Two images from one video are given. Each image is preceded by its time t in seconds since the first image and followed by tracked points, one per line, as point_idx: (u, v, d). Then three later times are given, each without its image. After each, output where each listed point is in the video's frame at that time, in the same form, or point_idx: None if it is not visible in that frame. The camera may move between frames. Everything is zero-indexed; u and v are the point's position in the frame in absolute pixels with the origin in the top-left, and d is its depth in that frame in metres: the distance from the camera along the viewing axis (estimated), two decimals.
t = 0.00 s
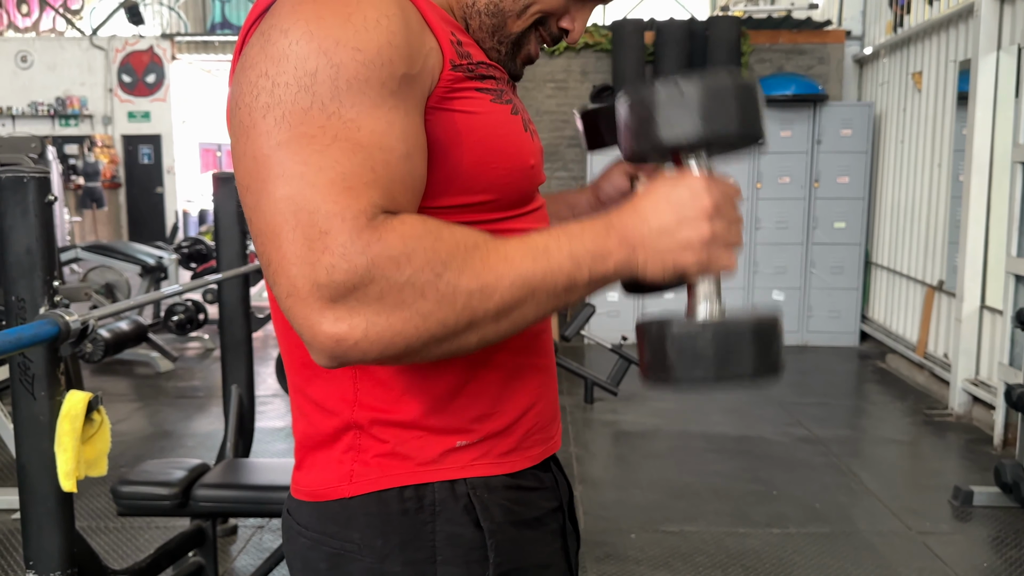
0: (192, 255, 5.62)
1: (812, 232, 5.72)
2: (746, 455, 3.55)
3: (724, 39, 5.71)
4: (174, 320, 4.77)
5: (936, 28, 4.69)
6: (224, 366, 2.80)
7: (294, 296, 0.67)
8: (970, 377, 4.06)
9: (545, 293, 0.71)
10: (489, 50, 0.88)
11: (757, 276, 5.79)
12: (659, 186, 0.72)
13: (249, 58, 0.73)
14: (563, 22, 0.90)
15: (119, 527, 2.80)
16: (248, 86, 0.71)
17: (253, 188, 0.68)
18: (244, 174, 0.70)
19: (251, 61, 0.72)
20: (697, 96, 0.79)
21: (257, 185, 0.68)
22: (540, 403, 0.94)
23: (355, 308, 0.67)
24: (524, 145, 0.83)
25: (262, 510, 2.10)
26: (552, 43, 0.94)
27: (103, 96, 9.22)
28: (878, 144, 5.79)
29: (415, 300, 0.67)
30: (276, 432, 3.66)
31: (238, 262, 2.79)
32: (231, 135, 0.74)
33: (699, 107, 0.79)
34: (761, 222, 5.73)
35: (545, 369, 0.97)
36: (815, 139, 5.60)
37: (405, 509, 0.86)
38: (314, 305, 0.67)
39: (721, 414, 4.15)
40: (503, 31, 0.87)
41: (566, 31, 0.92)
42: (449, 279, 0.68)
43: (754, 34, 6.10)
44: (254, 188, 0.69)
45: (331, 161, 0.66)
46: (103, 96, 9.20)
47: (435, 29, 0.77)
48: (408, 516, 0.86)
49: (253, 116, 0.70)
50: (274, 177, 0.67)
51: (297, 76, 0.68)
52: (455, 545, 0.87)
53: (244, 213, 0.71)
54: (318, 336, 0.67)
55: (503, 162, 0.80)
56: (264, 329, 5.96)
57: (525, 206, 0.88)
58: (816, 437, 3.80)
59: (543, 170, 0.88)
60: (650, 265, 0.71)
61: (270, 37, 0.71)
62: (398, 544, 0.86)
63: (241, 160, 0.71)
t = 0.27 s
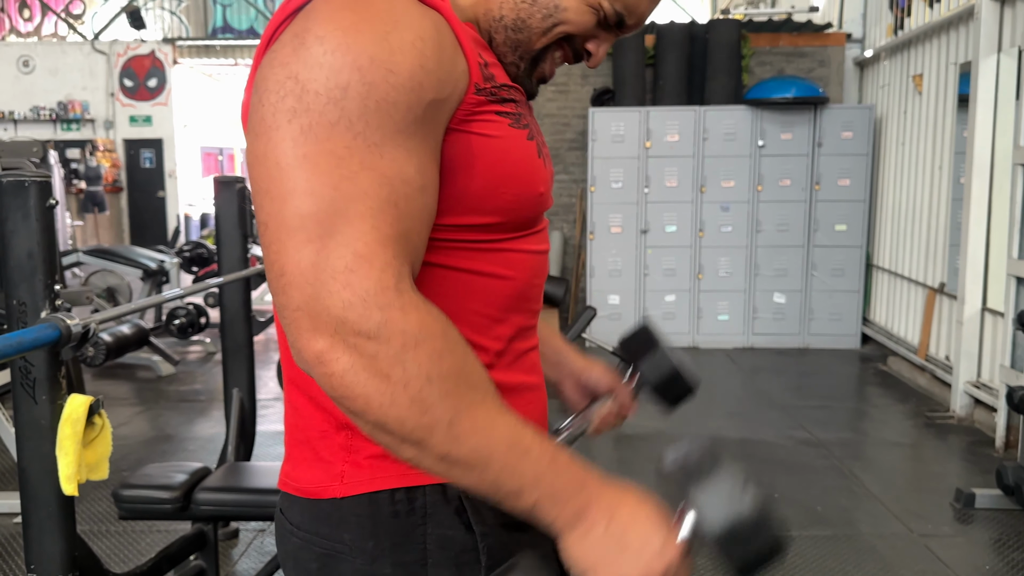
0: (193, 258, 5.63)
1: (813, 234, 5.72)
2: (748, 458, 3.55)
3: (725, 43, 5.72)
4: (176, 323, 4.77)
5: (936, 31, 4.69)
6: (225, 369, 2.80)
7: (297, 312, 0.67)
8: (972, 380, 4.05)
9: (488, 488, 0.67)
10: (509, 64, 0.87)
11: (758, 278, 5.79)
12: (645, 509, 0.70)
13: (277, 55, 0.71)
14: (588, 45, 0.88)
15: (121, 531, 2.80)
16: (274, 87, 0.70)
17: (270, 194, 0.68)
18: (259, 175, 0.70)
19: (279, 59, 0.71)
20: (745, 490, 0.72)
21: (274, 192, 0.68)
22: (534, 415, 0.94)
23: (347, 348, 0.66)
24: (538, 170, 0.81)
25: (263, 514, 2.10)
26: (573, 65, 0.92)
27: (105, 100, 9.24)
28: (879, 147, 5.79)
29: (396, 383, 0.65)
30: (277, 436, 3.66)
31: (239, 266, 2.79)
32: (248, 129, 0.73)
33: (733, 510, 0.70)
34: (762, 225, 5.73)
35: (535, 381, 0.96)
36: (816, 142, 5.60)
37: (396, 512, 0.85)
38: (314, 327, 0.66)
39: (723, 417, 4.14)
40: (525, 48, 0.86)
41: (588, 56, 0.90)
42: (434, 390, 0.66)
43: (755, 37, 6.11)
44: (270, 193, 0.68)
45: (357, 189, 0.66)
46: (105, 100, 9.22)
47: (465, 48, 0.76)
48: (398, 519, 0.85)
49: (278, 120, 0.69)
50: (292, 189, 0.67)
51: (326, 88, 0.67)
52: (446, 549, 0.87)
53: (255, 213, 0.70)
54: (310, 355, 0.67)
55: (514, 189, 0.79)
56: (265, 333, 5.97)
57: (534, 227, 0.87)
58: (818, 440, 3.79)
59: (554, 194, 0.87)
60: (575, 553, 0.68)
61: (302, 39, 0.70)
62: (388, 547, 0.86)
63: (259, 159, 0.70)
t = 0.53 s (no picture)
0: (195, 262, 5.63)
1: (815, 239, 5.72)
2: (750, 463, 3.54)
3: (725, 47, 5.73)
4: (177, 328, 4.77)
5: (937, 36, 4.70)
6: (226, 374, 2.80)
7: (287, 322, 0.67)
8: (973, 384, 4.05)
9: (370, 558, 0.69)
10: (543, 88, 0.85)
11: (759, 282, 5.79)
12: None
13: (314, 63, 0.69)
14: (623, 73, 0.87)
15: (122, 535, 2.79)
16: (306, 95, 0.68)
17: (283, 201, 0.67)
18: (277, 181, 0.69)
19: (315, 67, 0.69)
20: None
21: (288, 200, 0.67)
22: (547, 438, 0.93)
23: (321, 371, 0.66)
24: (559, 201, 0.79)
25: (264, 518, 2.09)
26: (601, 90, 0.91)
27: (107, 105, 9.26)
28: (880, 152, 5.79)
29: (347, 426, 0.66)
30: (278, 440, 3.65)
31: (240, 270, 2.79)
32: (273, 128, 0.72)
33: None
34: (763, 229, 5.73)
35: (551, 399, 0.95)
36: (817, 146, 5.60)
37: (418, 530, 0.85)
38: (299, 341, 0.67)
39: (725, 421, 4.14)
40: (561, 74, 0.84)
41: (621, 82, 0.89)
42: (376, 450, 0.67)
43: (755, 42, 6.14)
44: (284, 200, 0.67)
45: (371, 218, 0.66)
46: (107, 105, 9.25)
47: (504, 79, 0.74)
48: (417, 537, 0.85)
49: (302, 130, 0.67)
50: (305, 203, 0.66)
51: (357, 105, 0.66)
52: (464, 567, 0.87)
53: (266, 216, 0.69)
54: (286, 360, 0.68)
55: (536, 218, 0.77)
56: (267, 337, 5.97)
57: (554, 255, 0.85)
58: (820, 444, 3.79)
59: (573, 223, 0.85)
60: None
61: (339, 52, 0.68)
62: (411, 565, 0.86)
63: (278, 163, 0.68)
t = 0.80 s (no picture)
0: (197, 267, 5.64)
1: (816, 244, 5.72)
2: (752, 468, 3.53)
3: (727, 53, 5.75)
4: (179, 332, 4.78)
5: (938, 41, 4.71)
6: (228, 378, 2.80)
7: (307, 335, 0.65)
8: (975, 389, 4.04)
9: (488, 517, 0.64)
10: (504, 71, 0.85)
11: (761, 288, 5.79)
12: (645, 545, 0.66)
13: (281, 76, 0.70)
14: (582, 44, 0.87)
15: (123, 539, 2.79)
16: (278, 107, 0.69)
17: (277, 217, 0.66)
18: (266, 199, 0.68)
19: (282, 81, 0.70)
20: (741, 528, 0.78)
21: (281, 215, 0.66)
22: (542, 424, 0.94)
23: (358, 372, 0.64)
24: (539, 179, 0.81)
25: (265, 523, 2.09)
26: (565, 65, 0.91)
27: (110, 109, 9.29)
28: (882, 157, 5.80)
29: (403, 409, 0.63)
30: (280, 444, 3.65)
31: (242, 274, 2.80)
32: (252, 149, 0.72)
33: (736, 557, 0.73)
34: (764, 234, 5.73)
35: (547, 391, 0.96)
36: (818, 152, 5.61)
37: (415, 529, 0.85)
38: (324, 349, 0.64)
39: (726, 426, 4.13)
40: (520, 53, 0.84)
41: (582, 54, 0.89)
42: (443, 417, 0.63)
43: (757, 48, 6.14)
44: (277, 216, 0.67)
45: (367, 211, 0.65)
46: (110, 109, 9.28)
47: (466, 63, 0.75)
48: (417, 536, 0.86)
49: (281, 141, 0.67)
50: (300, 213, 0.65)
51: (331, 107, 0.66)
52: (464, 565, 0.87)
53: (262, 236, 0.68)
54: (319, 375, 0.65)
55: (518, 198, 0.78)
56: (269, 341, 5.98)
57: (537, 235, 0.87)
58: (821, 449, 3.78)
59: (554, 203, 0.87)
60: None
61: (307, 61, 0.68)
62: (407, 563, 0.86)
63: (264, 180, 0.68)
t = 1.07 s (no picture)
0: (199, 271, 5.64)
1: (819, 250, 5.72)
2: (754, 474, 3.53)
3: (730, 59, 5.77)
4: (181, 336, 4.78)
5: (941, 47, 4.71)
6: (230, 382, 2.80)
7: (320, 309, 0.65)
8: (978, 396, 4.04)
9: (577, 308, 0.69)
10: (491, 55, 0.88)
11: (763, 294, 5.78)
12: (693, 204, 0.71)
13: (257, 75, 0.72)
14: (565, 20, 0.89)
15: (124, 543, 2.79)
16: (258, 103, 0.70)
17: (271, 204, 0.67)
18: (260, 192, 0.69)
19: (258, 80, 0.72)
20: (735, 120, 0.84)
21: (275, 202, 0.67)
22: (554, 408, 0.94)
23: (382, 318, 0.65)
24: (530, 146, 0.82)
25: (268, 527, 2.09)
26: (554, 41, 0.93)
27: (113, 113, 9.30)
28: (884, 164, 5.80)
29: (444, 310, 0.65)
30: (281, 448, 3.65)
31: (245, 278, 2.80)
32: (241, 154, 0.73)
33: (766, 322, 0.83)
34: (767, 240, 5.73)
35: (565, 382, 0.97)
36: (821, 158, 5.62)
37: (427, 522, 0.85)
38: (340, 317, 0.65)
39: (729, 432, 4.12)
40: (503, 35, 0.87)
41: (568, 30, 0.91)
42: (479, 290, 0.66)
43: (760, 53, 6.14)
44: (271, 204, 0.68)
45: (351, 169, 0.65)
46: (112, 113, 9.28)
47: (435, 34, 0.76)
48: (430, 530, 0.85)
49: (266, 131, 0.69)
50: (290, 191, 0.66)
51: (307, 88, 0.68)
52: (476, 560, 0.87)
53: (266, 230, 0.69)
54: (349, 346, 0.65)
55: (510, 162, 0.79)
56: (271, 345, 5.98)
57: (536, 207, 0.88)
58: (824, 456, 3.77)
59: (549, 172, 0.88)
60: (683, 281, 0.68)
61: (278, 53, 0.71)
62: (418, 558, 0.86)
63: (256, 174, 0.69)
